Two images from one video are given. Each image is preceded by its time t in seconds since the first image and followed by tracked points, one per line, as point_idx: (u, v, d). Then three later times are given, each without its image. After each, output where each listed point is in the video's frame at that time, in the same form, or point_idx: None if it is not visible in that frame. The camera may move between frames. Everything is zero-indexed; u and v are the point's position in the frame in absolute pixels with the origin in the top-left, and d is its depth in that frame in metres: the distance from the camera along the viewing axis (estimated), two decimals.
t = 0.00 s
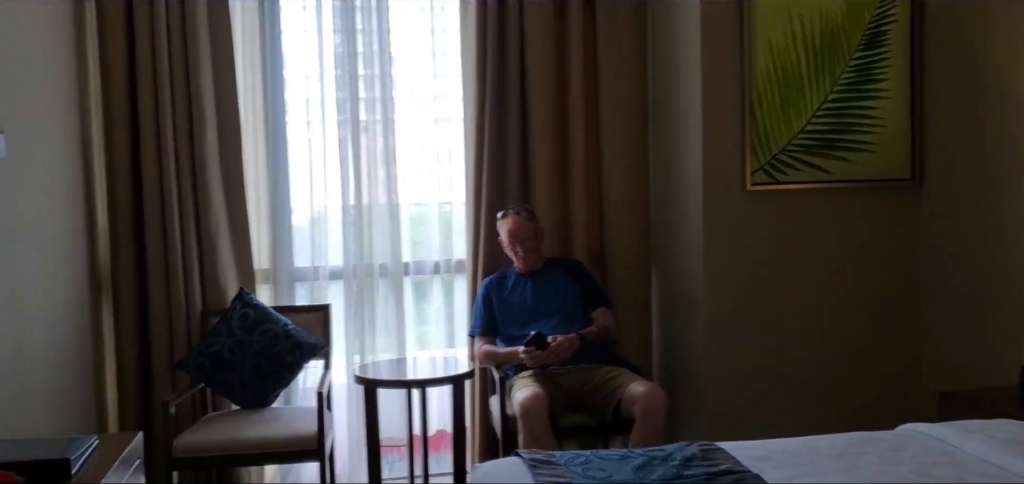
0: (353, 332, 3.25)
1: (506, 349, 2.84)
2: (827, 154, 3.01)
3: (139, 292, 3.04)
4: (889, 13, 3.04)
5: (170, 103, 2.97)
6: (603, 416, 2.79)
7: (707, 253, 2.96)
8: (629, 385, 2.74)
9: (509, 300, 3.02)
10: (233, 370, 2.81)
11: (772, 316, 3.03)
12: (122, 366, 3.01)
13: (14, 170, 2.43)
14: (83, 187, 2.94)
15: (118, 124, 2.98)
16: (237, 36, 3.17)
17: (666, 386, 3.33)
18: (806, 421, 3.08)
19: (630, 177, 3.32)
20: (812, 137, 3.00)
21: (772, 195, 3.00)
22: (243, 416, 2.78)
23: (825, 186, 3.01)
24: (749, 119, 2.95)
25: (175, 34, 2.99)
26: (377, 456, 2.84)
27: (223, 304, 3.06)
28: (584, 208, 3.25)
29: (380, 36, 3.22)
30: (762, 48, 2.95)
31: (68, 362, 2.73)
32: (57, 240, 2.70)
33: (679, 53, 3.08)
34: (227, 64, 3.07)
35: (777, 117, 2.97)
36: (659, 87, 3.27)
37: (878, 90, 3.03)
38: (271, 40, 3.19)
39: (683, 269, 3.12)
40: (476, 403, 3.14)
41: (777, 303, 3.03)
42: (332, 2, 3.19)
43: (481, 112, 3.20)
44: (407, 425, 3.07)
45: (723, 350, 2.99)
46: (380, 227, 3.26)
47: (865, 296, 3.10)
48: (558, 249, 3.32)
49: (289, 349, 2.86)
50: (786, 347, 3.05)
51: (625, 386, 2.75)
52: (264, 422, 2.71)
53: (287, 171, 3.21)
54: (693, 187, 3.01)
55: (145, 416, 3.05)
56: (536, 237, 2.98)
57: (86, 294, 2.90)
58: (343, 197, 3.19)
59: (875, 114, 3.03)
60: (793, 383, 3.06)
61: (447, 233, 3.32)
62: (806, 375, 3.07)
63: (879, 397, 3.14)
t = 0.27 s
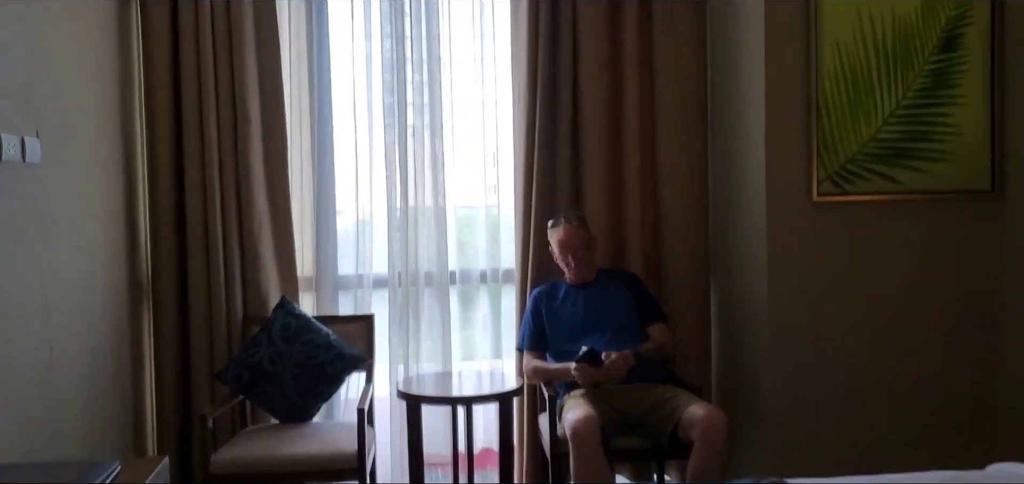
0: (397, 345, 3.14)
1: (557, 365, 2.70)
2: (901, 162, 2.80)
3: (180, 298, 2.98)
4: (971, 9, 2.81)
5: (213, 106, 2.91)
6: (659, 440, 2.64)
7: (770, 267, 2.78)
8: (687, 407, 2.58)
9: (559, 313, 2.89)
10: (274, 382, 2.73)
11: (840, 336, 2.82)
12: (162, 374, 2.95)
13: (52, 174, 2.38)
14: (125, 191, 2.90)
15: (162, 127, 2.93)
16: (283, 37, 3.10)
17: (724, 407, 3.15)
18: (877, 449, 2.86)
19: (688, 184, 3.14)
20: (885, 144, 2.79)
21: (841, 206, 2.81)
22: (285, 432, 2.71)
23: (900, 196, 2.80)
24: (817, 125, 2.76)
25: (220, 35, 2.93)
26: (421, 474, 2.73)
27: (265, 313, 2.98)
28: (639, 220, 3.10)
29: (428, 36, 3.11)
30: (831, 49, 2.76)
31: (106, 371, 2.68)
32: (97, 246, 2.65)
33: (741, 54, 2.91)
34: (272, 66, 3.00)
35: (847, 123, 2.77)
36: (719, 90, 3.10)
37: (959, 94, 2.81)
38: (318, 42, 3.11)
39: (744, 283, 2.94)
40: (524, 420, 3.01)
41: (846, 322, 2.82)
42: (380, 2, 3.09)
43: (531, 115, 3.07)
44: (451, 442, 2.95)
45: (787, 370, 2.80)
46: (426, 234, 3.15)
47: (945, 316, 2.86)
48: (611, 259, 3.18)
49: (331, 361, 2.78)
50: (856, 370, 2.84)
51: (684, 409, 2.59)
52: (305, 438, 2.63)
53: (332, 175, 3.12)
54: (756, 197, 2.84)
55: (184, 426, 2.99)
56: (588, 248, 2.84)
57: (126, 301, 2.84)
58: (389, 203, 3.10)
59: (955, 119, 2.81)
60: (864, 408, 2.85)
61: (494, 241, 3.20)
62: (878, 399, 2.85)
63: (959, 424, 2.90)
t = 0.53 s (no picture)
0: (418, 354, 3.04)
1: (582, 381, 2.59)
2: (950, 178, 2.64)
3: (195, 300, 2.91)
4: None
5: (234, 104, 2.84)
6: (687, 462, 2.51)
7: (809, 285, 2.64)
8: (717, 429, 2.45)
9: (586, 326, 2.77)
10: (288, 389, 2.64)
11: (881, 360, 2.67)
12: (175, 377, 2.88)
13: (62, 172, 2.30)
14: (142, 188, 2.83)
15: (181, 125, 2.86)
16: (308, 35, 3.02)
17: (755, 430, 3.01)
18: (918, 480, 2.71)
19: (723, 196, 3.02)
20: (935, 159, 2.64)
21: (886, 222, 2.66)
22: (298, 441, 2.62)
23: (949, 214, 2.65)
24: (862, 137, 2.62)
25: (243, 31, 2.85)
26: None
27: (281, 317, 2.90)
28: (671, 237, 2.98)
29: (457, 36, 3.01)
30: (879, 57, 2.61)
31: (116, 374, 2.61)
32: (110, 245, 2.58)
33: (784, 60, 2.78)
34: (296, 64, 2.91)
35: (895, 135, 2.62)
36: (759, 98, 2.98)
37: (1015, 107, 2.65)
38: (343, 40, 3.03)
39: (780, 300, 2.80)
40: (546, 436, 2.90)
41: (888, 346, 2.67)
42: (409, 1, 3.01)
43: (561, 120, 2.95)
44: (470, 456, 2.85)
45: (824, 394, 2.66)
46: (449, 240, 3.05)
47: (994, 343, 2.70)
48: (640, 271, 3.05)
49: (348, 369, 2.67)
50: (897, 396, 2.68)
51: (712, 431, 2.46)
52: (317, 449, 2.54)
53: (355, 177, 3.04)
54: (796, 212, 2.70)
55: (197, 431, 2.92)
56: (618, 260, 2.72)
57: (139, 302, 2.77)
58: (412, 208, 3.00)
59: (1009, 135, 2.65)
60: (905, 436, 2.69)
61: (519, 250, 3.10)
62: (921, 427, 2.70)
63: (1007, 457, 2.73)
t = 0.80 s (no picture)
0: (429, 333, 2.96)
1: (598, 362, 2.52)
2: (985, 153, 2.51)
3: (200, 278, 2.84)
4: None
5: (239, 76, 2.75)
6: (707, 446, 2.43)
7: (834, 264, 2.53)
8: (738, 412, 2.37)
9: (602, 306, 2.68)
10: (295, 370, 2.57)
11: (908, 343, 2.56)
12: (179, 357, 2.81)
13: (57, 146, 2.22)
14: (144, 163, 2.76)
15: (184, 97, 2.77)
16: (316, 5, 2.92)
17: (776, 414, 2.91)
18: (948, 468, 2.60)
19: (745, 172, 2.90)
20: (968, 132, 2.50)
21: (916, 199, 2.54)
22: (306, 423, 2.55)
23: (983, 190, 2.52)
24: (891, 109, 2.49)
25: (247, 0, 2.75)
26: (449, 473, 2.55)
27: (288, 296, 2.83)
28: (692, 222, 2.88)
29: (470, 6, 2.91)
30: (910, 26, 2.49)
31: (115, 353, 2.54)
32: (108, 221, 2.51)
33: (812, 30, 2.66)
34: (303, 35, 2.81)
35: (927, 107, 2.49)
36: (785, 70, 2.87)
37: None
38: (353, 10, 2.92)
39: (804, 280, 2.70)
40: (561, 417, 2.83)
41: (917, 329, 2.56)
42: None
43: (577, 94, 2.85)
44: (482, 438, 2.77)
45: (849, 378, 2.55)
46: (461, 218, 2.97)
47: None
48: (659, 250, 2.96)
49: (358, 349, 2.61)
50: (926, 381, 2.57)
51: (732, 414, 2.38)
52: (325, 431, 2.47)
53: (364, 153, 2.94)
54: (821, 188, 2.59)
55: (201, 412, 2.86)
56: (637, 238, 2.64)
57: (140, 280, 2.70)
58: (423, 186, 2.91)
59: None
60: (933, 422, 2.58)
61: (533, 228, 3.01)
62: (950, 413, 2.58)
63: None
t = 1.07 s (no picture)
0: (430, 291, 2.86)
1: (606, 323, 2.47)
2: (1008, 105, 2.40)
3: (192, 237, 2.75)
4: None
5: (228, 26, 2.62)
6: (716, 408, 2.36)
7: (850, 220, 2.44)
8: (750, 372, 2.31)
9: (610, 265, 2.62)
10: (292, 331, 2.50)
11: (924, 302, 2.48)
12: (173, 320, 2.72)
13: (38, 98, 2.11)
14: (131, 118, 2.64)
15: (171, 48, 2.64)
16: None
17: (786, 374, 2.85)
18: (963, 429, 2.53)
19: (757, 124, 2.77)
20: (993, 81, 2.38)
21: (935, 152, 2.43)
22: (303, 386, 2.48)
23: (1005, 143, 2.42)
24: (912, 57, 2.37)
25: None
26: (452, 435, 2.50)
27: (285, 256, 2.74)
28: (699, 163, 2.78)
29: None
30: None
31: (105, 316, 2.46)
32: (92, 178, 2.39)
33: None
34: None
35: (950, 55, 2.37)
36: (798, 17, 2.74)
37: None
38: None
39: (817, 237, 2.61)
40: (565, 377, 2.78)
41: (933, 287, 2.48)
42: None
43: (584, 43, 2.74)
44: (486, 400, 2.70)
45: (863, 338, 2.48)
46: (463, 175, 2.86)
47: None
48: (667, 207, 2.87)
49: (356, 310, 2.53)
50: (941, 341, 2.50)
51: (743, 374, 2.32)
52: (323, 393, 2.40)
53: (361, 107, 2.83)
54: (837, 141, 2.48)
55: (197, 375, 2.79)
56: (647, 195, 2.57)
57: (129, 240, 2.60)
58: (422, 139, 2.80)
59: None
60: (948, 383, 2.52)
61: (537, 184, 2.91)
62: (965, 373, 2.52)
63: None
